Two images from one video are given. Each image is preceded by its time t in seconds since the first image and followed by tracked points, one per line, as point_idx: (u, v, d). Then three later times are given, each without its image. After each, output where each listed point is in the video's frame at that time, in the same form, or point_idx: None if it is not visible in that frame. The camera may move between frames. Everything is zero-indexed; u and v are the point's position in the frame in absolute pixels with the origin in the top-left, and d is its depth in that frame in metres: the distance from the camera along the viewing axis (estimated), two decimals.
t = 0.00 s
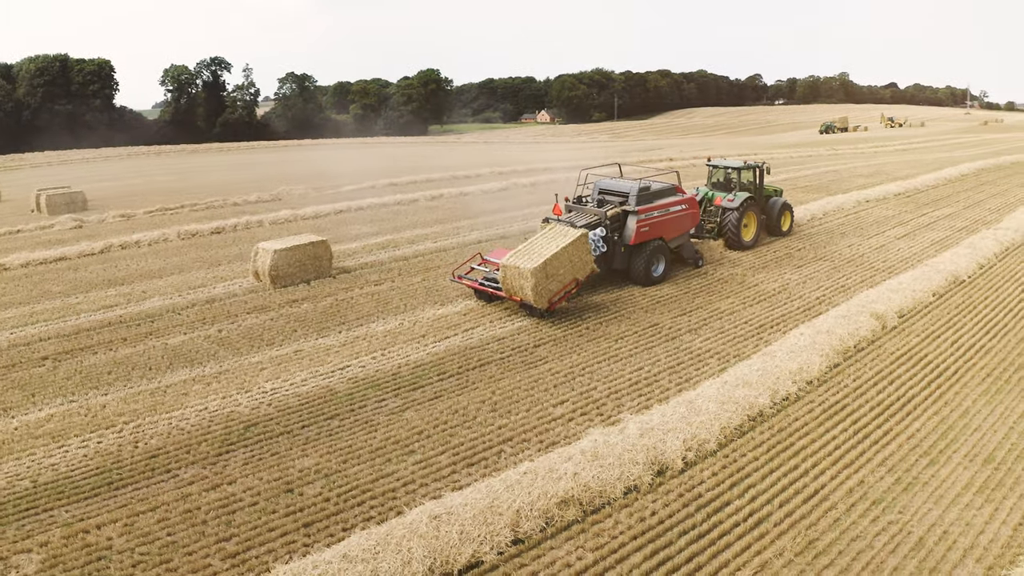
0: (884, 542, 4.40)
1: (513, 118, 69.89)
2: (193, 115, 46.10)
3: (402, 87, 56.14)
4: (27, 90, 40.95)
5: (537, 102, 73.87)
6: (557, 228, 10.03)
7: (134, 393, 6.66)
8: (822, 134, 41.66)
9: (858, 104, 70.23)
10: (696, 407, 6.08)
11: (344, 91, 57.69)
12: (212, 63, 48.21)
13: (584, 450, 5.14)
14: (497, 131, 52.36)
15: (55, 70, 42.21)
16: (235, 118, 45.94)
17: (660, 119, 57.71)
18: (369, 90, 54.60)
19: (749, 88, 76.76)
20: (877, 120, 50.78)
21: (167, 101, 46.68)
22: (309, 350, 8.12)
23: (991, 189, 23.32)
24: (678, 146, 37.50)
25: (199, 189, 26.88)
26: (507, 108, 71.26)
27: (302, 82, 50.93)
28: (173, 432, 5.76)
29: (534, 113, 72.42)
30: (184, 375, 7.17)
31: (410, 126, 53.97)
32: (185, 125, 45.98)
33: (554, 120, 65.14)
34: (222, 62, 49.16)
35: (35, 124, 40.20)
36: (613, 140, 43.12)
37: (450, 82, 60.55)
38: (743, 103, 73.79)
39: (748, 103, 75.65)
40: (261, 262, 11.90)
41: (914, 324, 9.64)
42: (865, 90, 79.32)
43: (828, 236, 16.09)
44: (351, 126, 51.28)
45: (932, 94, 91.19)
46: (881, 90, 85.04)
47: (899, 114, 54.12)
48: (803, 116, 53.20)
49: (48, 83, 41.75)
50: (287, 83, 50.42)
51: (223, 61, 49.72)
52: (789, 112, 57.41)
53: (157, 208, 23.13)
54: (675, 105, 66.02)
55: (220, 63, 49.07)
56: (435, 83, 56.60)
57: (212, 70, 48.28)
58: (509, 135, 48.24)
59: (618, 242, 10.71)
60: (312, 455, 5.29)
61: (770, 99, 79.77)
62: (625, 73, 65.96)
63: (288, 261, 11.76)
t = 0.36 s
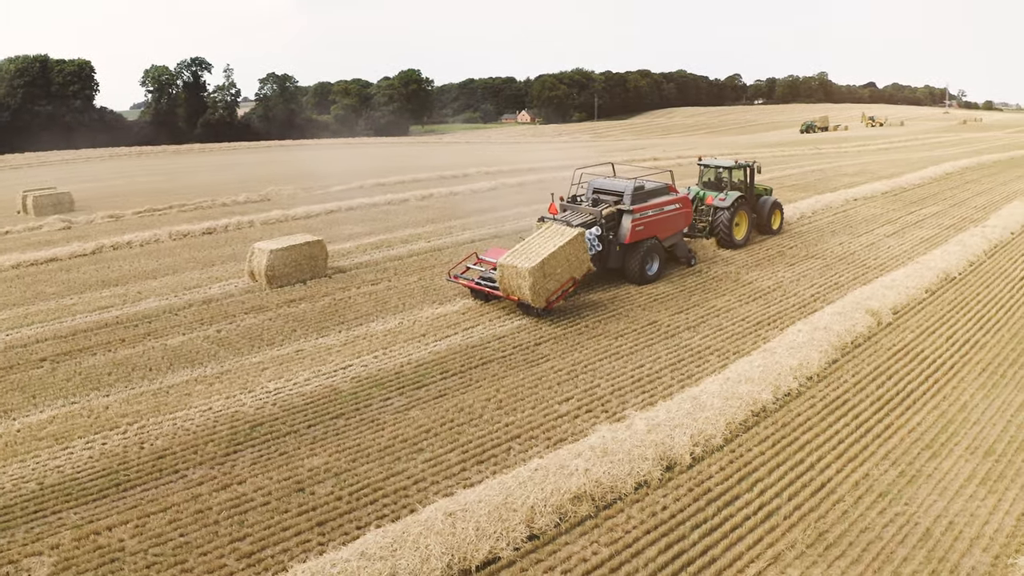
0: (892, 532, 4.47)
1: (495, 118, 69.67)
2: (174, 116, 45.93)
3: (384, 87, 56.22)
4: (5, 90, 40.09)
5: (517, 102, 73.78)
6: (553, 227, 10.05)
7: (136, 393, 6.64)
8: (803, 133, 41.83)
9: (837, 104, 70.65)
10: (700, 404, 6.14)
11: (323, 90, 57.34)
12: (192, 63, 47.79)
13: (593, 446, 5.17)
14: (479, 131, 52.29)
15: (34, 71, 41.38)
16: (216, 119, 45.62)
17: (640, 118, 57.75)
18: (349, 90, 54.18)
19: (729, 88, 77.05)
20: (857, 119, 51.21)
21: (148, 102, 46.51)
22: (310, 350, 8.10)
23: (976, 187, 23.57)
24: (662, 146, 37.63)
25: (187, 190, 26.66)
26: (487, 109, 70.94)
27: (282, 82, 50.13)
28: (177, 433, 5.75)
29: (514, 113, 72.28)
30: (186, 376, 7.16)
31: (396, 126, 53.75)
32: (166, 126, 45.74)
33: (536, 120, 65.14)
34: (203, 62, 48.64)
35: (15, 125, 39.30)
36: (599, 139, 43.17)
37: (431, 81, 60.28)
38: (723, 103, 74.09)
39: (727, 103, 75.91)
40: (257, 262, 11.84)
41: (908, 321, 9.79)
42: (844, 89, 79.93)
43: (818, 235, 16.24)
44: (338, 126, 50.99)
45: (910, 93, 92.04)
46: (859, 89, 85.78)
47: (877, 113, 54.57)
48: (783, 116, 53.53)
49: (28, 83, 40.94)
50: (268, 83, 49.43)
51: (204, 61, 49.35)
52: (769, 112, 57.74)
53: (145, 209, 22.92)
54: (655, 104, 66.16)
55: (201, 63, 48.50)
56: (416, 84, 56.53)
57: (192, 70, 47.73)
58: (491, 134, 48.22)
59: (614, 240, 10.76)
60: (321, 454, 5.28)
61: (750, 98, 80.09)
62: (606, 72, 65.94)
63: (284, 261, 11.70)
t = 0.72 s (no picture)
0: (901, 523, 4.54)
1: (475, 118, 69.57)
2: (154, 118, 45.41)
3: (364, 87, 56.08)
4: None
5: (497, 103, 73.69)
6: (552, 226, 10.06)
7: (139, 394, 6.64)
8: (782, 132, 42.03)
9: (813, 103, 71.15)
10: (706, 400, 6.19)
11: (303, 91, 57.06)
12: (171, 64, 47.18)
13: (602, 441, 5.21)
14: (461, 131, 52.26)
15: (12, 71, 40.69)
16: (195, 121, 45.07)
17: (618, 118, 57.80)
18: (329, 92, 54.03)
19: (707, 88, 77.27)
20: (836, 118, 51.64)
21: (128, 103, 46.04)
22: (312, 350, 8.07)
23: (959, 186, 23.85)
24: (644, 146, 37.76)
25: (174, 191, 26.38)
26: (468, 108, 70.61)
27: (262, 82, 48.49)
28: (183, 434, 5.73)
29: (494, 114, 72.26)
30: (187, 376, 7.14)
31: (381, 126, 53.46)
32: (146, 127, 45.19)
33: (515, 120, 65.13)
34: (182, 62, 47.96)
35: None
36: (583, 139, 43.20)
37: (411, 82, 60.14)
38: (701, 103, 74.32)
39: (704, 102, 76.23)
40: (252, 262, 11.78)
41: (902, 318, 9.93)
42: (821, 89, 80.52)
43: (808, 232, 16.39)
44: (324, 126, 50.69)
45: (887, 92, 92.92)
46: (837, 88, 86.43)
47: (853, 113, 55.05)
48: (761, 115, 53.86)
49: (5, 84, 40.11)
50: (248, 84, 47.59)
51: (183, 62, 48.67)
52: (747, 111, 58.07)
53: (133, 210, 22.69)
54: (634, 104, 66.34)
55: (179, 63, 47.78)
56: (394, 85, 56.51)
57: (172, 71, 47.05)
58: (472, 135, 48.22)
59: (610, 239, 10.82)
60: (331, 453, 5.28)
61: (728, 98, 80.40)
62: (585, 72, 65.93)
63: (280, 261, 11.63)
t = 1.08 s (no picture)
0: (909, 514, 4.62)
1: (456, 118, 69.47)
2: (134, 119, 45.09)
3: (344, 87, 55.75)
4: None
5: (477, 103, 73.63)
6: (556, 223, 10.10)
7: (141, 396, 6.64)
8: (762, 132, 42.25)
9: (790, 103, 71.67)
10: (711, 396, 6.24)
11: (284, 92, 56.79)
12: (151, 64, 46.63)
13: (612, 437, 5.25)
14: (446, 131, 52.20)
15: None
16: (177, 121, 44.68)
17: (598, 118, 57.91)
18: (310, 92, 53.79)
19: (686, 88, 77.55)
20: (816, 118, 52.03)
21: (107, 103, 45.54)
22: (314, 349, 8.06)
23: (943, 184, 24.10)
24: (626, 146, 37.89)
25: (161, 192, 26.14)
26: (448, 108, 70.46)
27: (243, 82, 47.25)
28: (189, 434, 5.73)
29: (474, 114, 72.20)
30: (190, 377, 7.14)
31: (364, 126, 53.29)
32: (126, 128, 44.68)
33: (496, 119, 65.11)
34: (161, 62, 47.51)
35: None
36: (568, 139, 43.23)
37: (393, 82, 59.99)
38: (680, 102, 74.63)
39: (684, 102, 76.55)
40: (248, 262, 11.73)
41: (897, 314, 10.05)
42: (799, 88, 81.06)
43: (799, 230, 16.52)
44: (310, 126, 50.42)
45: (866, 92, 93.70)
46: (815, 87, 87.02)
47: (831, 112, 55.53)
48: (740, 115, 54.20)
49: None
50: (228, 84, 46.43)
51: (162, 62, 48.01)
52: (726, 111, 58.37)
53: (123, 210, 22.50)
54: (613, 104, 66.50)
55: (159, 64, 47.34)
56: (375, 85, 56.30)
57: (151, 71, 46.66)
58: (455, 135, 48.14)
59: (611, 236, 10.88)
60: (340, 452, 5.27)
61: (707, 98, 80.75)
62: (565, 71, 65.98)
63: (277, 261, 11.58)
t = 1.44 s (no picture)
0: (918, 505, 4.69)
1: (436, 118, 69.32)
2: (114, 119, 44.34)
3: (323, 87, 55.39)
4: None
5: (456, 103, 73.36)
6: (564, 219, 10.17)
7: (145, 397, 6.63)
8: (742, 131, 42.42)
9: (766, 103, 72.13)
10: (717, 392, 6.30)
11: (264, 92, 56.33)
12: (130, 64, 45.83)
13: (623, 433, 5.29)
14: (429, 131, 52.09)
15: None
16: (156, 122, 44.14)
17: (577, 118, 57.93)
18: (291, 92, 53.40)
19: (666, 88, 77.70)
20: (796, 117, 52.40)
21: (86, 104, 44.86)
22: (316, 348, 8.05)
23: (928, 182, 24.33)
24: (608, 145, 37.98)
25: (149, 193, 25.84)
26: (426, 109, 70.17)
27: (223, 82, 46.24)
28: (196, 435, 5.71)
29: (453, 114, 72.02)
30: (193, 378, 7.13)
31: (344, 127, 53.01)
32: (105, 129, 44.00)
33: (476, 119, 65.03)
34: (140, 64, 46.73)
35: None
36: (552, 138, 43.25)
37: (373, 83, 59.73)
38: (659, 102, 74.86)
39: (662, 101, 76.83)
40: (245, 262, 11.67)
41: (892, 310, 10.17)
42: (777, 87, 81.63)
43: (790, 228, 16.65)
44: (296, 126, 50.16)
45: (845, 91, 94.54)
46: (794, 87, 87.64)
47: (809, 112, 55.93)
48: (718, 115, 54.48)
49: None
50: (207, 84, 45.50)
51: (141, 62, 47.01)
52: (706, 111, 58.62)
53: (111, 211, 22.29)
54: (593, 103, 66.62)
55: (139, 65, 46.60)
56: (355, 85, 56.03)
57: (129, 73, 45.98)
58: (437, 135, 48.05)
59: (615, 233, 10.97)
60: (351, 451, 5.27)
61: (685, 97, 80.99)
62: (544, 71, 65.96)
63: (274, 261, 11.52)
